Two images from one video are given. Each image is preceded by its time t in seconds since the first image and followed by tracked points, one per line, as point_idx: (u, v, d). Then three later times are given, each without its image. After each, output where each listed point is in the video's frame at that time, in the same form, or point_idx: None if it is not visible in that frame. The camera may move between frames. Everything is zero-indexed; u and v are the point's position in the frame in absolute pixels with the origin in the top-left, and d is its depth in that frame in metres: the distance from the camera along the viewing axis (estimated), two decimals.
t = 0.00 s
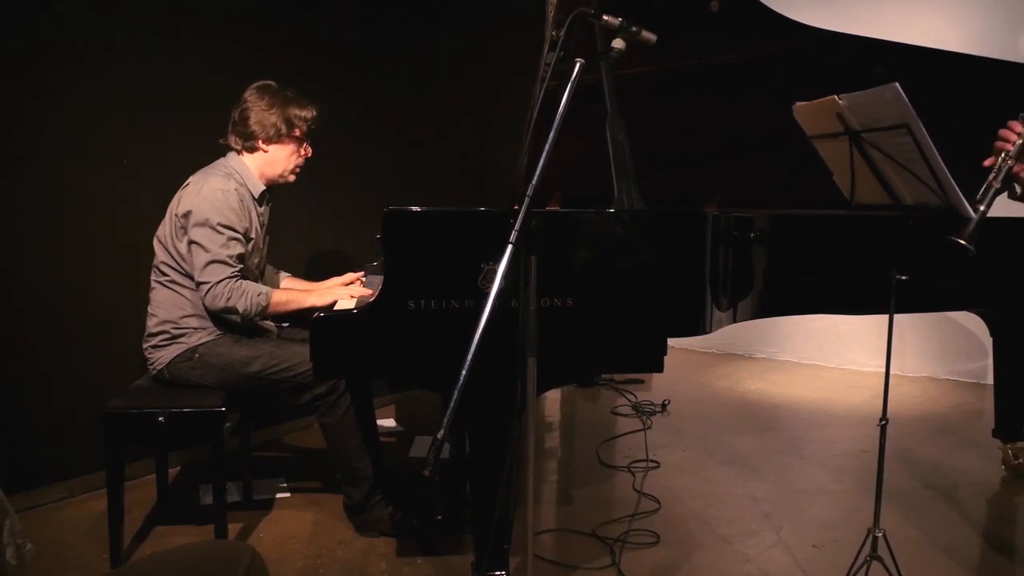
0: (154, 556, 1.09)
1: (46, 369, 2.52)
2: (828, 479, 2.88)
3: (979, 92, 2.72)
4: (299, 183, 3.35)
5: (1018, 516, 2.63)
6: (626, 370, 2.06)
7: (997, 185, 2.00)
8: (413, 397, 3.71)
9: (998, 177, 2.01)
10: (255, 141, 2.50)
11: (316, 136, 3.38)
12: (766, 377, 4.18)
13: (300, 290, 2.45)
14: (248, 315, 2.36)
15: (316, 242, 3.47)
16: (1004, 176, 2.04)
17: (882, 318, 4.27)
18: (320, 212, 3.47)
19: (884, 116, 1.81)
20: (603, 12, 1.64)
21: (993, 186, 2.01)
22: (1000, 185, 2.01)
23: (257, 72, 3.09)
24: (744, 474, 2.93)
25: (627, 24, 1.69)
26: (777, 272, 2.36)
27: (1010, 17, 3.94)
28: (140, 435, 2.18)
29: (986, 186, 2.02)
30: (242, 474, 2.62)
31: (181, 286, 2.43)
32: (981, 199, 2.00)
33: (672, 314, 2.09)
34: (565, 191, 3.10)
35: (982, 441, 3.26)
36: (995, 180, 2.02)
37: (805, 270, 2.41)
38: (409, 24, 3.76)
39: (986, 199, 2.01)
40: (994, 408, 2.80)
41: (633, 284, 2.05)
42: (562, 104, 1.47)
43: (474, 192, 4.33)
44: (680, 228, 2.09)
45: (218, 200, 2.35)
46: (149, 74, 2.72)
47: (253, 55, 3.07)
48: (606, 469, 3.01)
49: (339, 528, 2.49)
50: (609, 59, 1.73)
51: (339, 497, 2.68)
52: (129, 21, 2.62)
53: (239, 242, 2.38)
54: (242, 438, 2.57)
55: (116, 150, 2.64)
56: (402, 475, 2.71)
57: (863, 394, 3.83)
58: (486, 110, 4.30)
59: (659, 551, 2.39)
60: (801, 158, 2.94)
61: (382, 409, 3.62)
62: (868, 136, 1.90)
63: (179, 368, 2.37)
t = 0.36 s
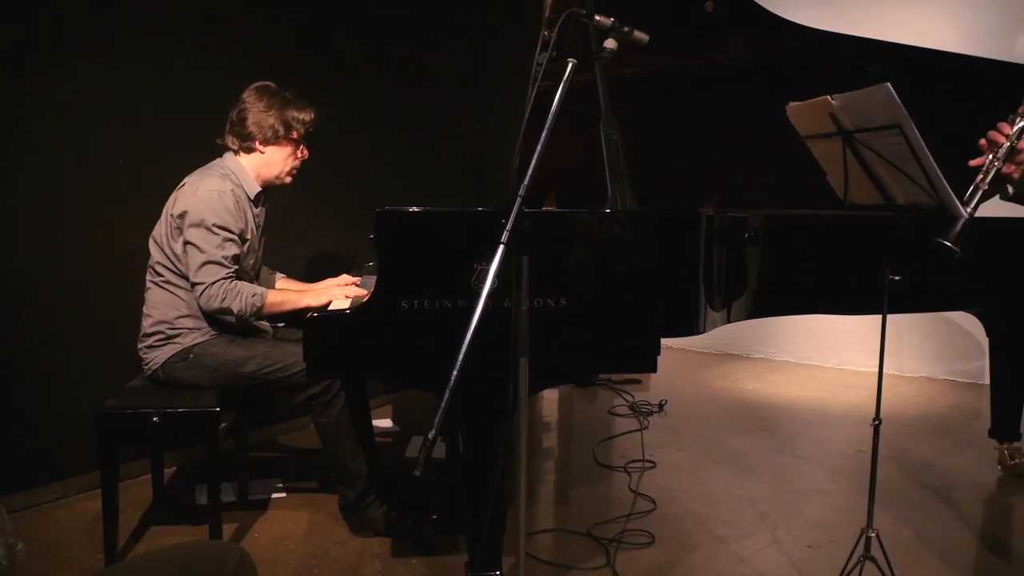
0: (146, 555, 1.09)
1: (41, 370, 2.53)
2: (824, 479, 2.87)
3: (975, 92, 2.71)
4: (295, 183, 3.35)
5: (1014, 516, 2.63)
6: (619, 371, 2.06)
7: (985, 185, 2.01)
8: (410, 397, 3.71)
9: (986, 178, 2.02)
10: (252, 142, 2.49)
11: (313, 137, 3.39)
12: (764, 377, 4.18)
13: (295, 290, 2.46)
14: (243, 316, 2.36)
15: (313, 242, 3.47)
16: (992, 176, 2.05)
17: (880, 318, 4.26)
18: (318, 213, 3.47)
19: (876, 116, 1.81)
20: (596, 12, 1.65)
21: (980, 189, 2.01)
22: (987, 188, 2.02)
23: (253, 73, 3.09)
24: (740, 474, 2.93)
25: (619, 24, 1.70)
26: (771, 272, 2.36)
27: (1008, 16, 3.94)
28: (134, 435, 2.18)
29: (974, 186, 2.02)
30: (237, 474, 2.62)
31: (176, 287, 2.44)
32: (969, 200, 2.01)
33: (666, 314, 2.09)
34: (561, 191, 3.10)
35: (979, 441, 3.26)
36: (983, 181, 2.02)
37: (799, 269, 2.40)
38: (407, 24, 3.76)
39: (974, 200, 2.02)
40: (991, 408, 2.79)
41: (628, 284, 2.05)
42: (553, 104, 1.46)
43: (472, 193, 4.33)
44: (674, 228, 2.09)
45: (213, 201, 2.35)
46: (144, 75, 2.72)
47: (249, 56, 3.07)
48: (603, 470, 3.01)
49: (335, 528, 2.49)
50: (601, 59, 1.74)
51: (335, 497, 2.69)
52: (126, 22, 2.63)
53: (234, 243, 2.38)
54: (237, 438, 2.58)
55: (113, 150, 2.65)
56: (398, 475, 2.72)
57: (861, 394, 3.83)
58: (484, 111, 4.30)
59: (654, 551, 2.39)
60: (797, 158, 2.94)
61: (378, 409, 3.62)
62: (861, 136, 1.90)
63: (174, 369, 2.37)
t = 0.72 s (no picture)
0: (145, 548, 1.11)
1: (37, 370, 2.53)
2: (820, 479, 2.87)
3: (970, 92, 2.71)
4: (291, 183, 3.35)
5: (1010, 516, 2.62)
6: (610, 371, 2.06)
7: (984, 187, 2.01)
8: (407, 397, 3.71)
9: (984, 179, 2.02)
10: (246, 139, 2.50)
11: (310, 137, 3.39)
12: (761, 377, 4.18)
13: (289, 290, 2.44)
14: (237, 315, 2.36)
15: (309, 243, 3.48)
16: (991, 178, 2.05)
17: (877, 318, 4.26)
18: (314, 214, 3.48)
19: (868, 116, 1.81)
20: (585, 13, 1.65)
21: (980, 190, 2.01)
22: (988, 188, 2.01)
23: (249, 73, 3.09)
24: (736, 474, 2.92)
25: (609, 24, 1.70)
26: (764, 272, 2.35)
27: (1004, 16, 3.94)
28: (128, 435, 2.18)
29: (973, 187, 2.03)
30: (232, 474, 2.63)
31: (170, 287, 2.44)
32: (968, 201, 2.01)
33: (658, 314, 2.09)
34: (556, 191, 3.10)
35: (975, 440, 3.25)
36: (982, 182, 2.03)
37: (793, 269, 2.40)
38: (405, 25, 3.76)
39: (973, 202, 2.01)
40: (986, 408, 2.79)
41: (621, 284, 2.05)
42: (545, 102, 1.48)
43: (469, 193, 4.33)
44: (668, 228, 2.09)
45: (206, 200, 2.35)
46: (140, 75, 2.72)
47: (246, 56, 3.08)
48: (598, 470, 3.01)
49: (329, 528, 2.50)
50: (591, 59, 1.75)
51: (330, 497, 2.69)
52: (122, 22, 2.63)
53: (227, 242, 2.38)
54: (232, 438, 2.58)
55: (109, 151, 2.65)
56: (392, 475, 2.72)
57: (858, 394, 3.82)
58: (481, 111, 4.30)
59: (648, 551, 2.39)
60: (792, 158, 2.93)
61: (375, 409, 3.62)
62: (852, 136, 1.89)
63: (168, 368, 2.38)
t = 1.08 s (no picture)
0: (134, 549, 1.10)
1: (32, 370, 2.54)
2: (814, 479, 2.87)
3: (964, 92, 2.71)
4: (287, 184, 3.35)
5: (1004, 517, 2.62)
6: (603, 371, 2.05)
7: (974, 189, 2.00)
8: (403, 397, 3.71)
9: (975, 181, 2.01)
10: (237, 138, 2.50)
11: (306, 137, 3.40)
12: (758, 377, 4.18)
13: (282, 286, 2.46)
14: (231, 313, 2.37)
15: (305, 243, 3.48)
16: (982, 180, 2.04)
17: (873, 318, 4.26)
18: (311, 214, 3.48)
19: (859, 116, 1.81)
20: (575, 13, 1.66)
21: (972, 192, 2.00)
22: (979, 190, 2.00)
23: (244, 73, 3.09)
24: (731, 474, 2.92)
25: (599, 24, 1.71)
26: (757, 271, 2.35)
27: (1001, 16, 3.93)
28: (122, 435, 2.19)
29: (963, 189, 2.02)
30: (226, 474, 2.64)
31: (165, 286, 2.45)
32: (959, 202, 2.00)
33: (651, 313, 2.09)
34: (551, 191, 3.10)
35: (971, 441, 3.25)
36: (972, 184, 2.02)
37: (786, 269, 2.40)
38: (401, 25, 3.76)
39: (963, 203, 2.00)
40: (981, 408, 2.79)
41: (614, 284, 2.05)
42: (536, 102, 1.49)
43: (466, 193, 4.33)
44: (661, 228, 2.09)
45: (200, 199, 2.36)
46: (135, 76, 2.73)
47: (241, 56, 3.08)
48: (594, 470, 3.01)
49: (324, 528, 2.50)
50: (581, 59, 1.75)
51: (324, 497, 2.70)
52: (116, 22, 2.63)
53: (222, 240, 2.38)
54: (227, 438, 2.59)
55: (104, 151, 2.66)
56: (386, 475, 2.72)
57: (855, 394, 3.82)
58: (477, 111, 4.30)
59: (641, 551, 2.39)
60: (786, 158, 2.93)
61: (371, 409, 3.62)
62: (843, 136, 1.89)
63: (162, 368, 2.38)
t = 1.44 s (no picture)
0: (114, 549, 1.15)
1: (26, 370, 2.55)
2: (809, 479, 2.86)
3: (959, 91, 2.70)
4: (283, 184, 3.35)
5: (999, 517, 2.62)
6: (595, 370, 2.05)
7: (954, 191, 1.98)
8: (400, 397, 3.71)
9: (956, 183, 1.99)
10: (232, 138, 2.50)
11: (302, 137, 3.40)
12: (755, 377, 4.18)
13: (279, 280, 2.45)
14: (229, 310, 2.36)
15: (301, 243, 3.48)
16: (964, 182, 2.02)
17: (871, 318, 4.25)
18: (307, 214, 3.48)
19: (849, 116, 1.81)
20: (566, 14, 1.66)
21: (952, 193, 1.99)
22: (958, 193, 1.99)
23: (240, 74, 3.09)
24: (726, 475, 2.92)
25: (590, 24, 1.70)
26: (751, 271, 2.35)
27: (1001, 16, 3.91)
28: (115, 435, 2.20)
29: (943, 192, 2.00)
30: (221, 474, 2.64)
31: (160, 285, 2.44)
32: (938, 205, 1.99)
33: (644, 314, 2.10)
34: (546, 191, 3.10)
35: (967, 441, 3.24)
36: (953, 186, 2.00)
37: (779, 269, 2.40)
38: (397, 25, 3.76)
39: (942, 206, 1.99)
40: (976, 408, 2.78)
41: (608, 284, 2.05)
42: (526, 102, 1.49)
43: (463, 193, 4.33)
44: (653, 229, 2.09)
45: (195, 199, 2.35)
46: (130, 77, 2.73)
47: (237, 57, 3.08)
48: (590, 470, 3.01)
49: (318, 528, 2.51)
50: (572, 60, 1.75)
51: (318, 497, 2.70)
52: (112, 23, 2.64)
53: (216, 240, 2.38)
54: (222, 439, 2.59)
55: (99, 151, 2.66)
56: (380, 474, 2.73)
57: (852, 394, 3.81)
58: (475, 111, 4.30)
59: (635, 551, 2.39)
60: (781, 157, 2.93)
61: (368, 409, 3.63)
62: (835, 136, 1.89)
63: (156, 368, 2.38)
